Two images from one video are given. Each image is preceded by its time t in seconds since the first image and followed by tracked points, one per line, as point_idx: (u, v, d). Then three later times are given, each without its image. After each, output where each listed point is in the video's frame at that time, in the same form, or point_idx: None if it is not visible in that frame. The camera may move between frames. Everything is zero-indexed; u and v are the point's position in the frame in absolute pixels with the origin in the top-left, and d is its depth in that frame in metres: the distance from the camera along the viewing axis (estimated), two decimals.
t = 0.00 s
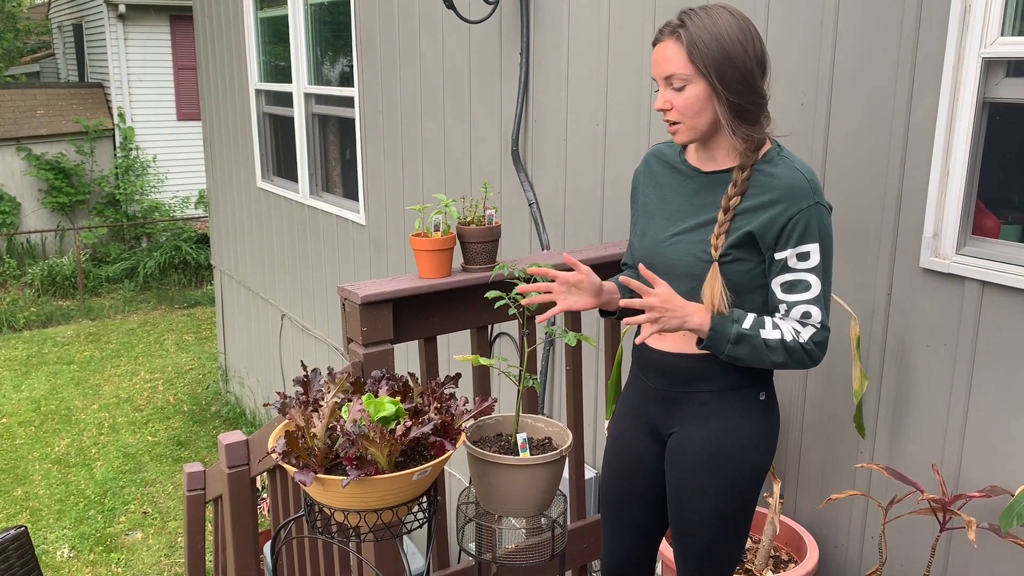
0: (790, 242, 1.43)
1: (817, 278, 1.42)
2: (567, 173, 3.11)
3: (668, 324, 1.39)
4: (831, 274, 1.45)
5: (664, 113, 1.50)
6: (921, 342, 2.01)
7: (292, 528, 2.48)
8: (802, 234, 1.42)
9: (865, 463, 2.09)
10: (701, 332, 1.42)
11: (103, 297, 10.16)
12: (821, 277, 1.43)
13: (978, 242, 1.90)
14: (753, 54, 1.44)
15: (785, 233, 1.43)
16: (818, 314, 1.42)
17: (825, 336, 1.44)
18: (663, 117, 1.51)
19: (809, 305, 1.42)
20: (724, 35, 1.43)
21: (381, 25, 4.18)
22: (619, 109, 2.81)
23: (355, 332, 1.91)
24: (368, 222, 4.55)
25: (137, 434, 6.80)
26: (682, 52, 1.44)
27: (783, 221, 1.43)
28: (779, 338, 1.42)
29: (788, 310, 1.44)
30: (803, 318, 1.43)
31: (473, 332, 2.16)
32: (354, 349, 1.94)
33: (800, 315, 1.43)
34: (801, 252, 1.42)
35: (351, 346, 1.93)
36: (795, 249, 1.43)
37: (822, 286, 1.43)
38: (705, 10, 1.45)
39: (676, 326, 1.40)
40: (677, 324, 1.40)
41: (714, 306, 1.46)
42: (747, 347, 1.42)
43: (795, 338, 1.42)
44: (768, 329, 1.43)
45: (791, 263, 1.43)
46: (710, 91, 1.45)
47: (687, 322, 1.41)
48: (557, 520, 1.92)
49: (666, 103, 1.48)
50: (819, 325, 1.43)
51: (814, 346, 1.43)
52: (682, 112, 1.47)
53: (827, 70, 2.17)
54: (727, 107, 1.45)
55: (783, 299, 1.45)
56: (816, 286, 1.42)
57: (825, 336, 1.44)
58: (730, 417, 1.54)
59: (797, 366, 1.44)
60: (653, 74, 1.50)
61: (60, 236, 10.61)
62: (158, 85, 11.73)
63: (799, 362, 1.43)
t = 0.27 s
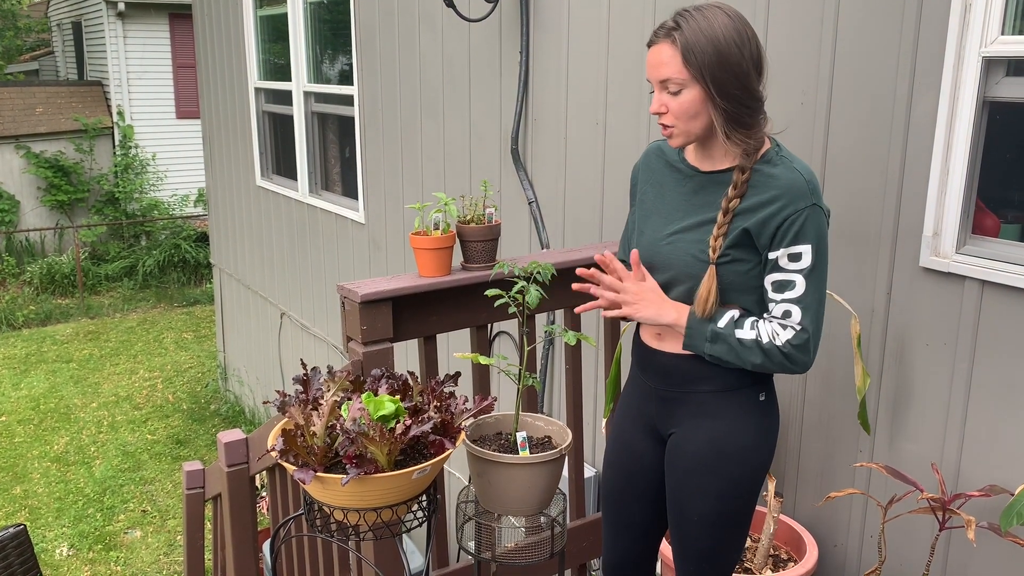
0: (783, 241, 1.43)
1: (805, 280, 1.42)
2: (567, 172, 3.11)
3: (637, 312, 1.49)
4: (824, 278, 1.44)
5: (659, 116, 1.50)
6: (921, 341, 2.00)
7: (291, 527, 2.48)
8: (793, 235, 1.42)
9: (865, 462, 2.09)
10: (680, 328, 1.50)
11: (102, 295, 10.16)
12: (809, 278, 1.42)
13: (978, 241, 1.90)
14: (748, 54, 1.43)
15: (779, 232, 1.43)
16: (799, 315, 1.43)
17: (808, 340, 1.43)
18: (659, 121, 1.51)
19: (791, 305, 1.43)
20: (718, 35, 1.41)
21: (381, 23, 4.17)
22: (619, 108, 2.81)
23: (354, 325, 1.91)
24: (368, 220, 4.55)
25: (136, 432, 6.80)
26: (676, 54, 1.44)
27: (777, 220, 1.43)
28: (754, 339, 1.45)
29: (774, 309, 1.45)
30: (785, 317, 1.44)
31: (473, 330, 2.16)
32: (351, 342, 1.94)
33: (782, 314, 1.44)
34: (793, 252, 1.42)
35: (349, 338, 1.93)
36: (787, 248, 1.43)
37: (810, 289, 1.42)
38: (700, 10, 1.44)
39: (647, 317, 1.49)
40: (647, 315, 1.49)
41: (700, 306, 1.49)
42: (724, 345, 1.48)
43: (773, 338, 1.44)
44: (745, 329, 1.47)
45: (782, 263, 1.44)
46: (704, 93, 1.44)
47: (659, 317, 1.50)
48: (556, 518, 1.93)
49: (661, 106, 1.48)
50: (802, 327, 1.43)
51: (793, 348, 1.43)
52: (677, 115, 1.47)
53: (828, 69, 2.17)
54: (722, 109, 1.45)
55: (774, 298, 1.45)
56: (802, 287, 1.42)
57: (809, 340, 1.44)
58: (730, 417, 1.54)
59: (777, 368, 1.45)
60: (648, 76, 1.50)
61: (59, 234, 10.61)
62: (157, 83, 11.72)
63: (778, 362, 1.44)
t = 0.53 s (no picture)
0: (786, 241, 1.43)
1: (811, 278, 1.42)
2: (566, 170, 3.11)
3: (642, 327, 1.51)
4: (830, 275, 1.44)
5: (657, 119, 1.50)
6: (920, 341, 2.00)
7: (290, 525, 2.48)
8: (797, 234, 1.42)
9: (864, 461, 2.09)
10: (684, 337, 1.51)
11: (101, 293, 10.15)
12: (815, 277, 1.42)
13: (978, 240, 1.90)
14: (745, 55, 1.43)
15: (782, 231, 1.43)
16: (807, 314, 1.43)
17: (817, 339, 1.44)
18: (657, 124, 1.51)
19: (800, 304, 1.43)
20: (714, 37, 1.41)
21: (381, 21, 4.17)
22: (619, 106, 2.80)
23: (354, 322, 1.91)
24: (367, 218, 4.54)
25: (135, 430, 6.80)
26: (672, 58, 1.43)
27: (780, 220, 1.43)
28: (762, 343, 1.45)
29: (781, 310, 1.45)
30: (793, 317, 1.44)
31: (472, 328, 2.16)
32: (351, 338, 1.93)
33: (789, 314, 1.44)
34: (797, 251, 1.42)
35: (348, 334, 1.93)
36: (791, 248, 1.43)
37: (817, 287, 1.42)
38: (695, 12, 1.44)
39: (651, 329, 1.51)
40: (650, 328, 1.51)
41: (707, 310, 1.49)
42: (733, 349, 1.47)
43: (780, 341, 1.44)
44: (752, 331, 1.47)
45: (787, 262, 1.44)
46: (701, 96, 1.44)
47: (662, 329, 1.51)
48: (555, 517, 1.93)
49: (658, 109, 1.48)
50: (810, 326, 1.43)
51: (803, 349, 1.43)
52: (675, 118, 1.46)
53: (828, 68, 2.17)
54: (721, 110, 1.45)
55: (780, 298, 1.46)
56: (809, 286, 1.42)
57: (817, 339, 1.44)
58: (732, 418, 1.54)
59: (787, 369, 1.46)
60: (645, 79, 1.50)
61: (58, 232, 10.60)
62: (156, 81, 11.70)
63: (789, 363, 1.44)
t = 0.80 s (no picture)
0: (794, 233, 1.43)
1: (821, 270, 1.42)
2: (567, 168, 3.10)
3: (655, 353, 1.43)
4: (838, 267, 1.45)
5: (653, 122, 1.50)
6: (920, 339, 2.00)
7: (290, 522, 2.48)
8: (805, 226, 1.42)
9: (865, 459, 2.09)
10: (694, 350, 1.46)
11: (101, 290, 10.16)
12: (824, 269, 1.42)
13: (978, 238, 1.90)
14: (737, 53, 1.43)
15: (790, 224, 1.43)
16: (818, 306, 1.43)
17: (827, 331, 1.44)
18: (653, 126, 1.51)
19: (810, 297, 1.43)
20: (705, 38, 1.40)
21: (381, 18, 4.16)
22: (619, 103, 2.80)
23: (354, 319, 1.91)
24: (367, 216, 4.54)
25: (135, 428, 6.80)
26: (665, 61, 1.43)
27: (787, 213, 1.43)
28: (772, 343, 1.44)
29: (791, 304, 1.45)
30: (804, 310, 1.44)
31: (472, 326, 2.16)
32: (351, 335, 1.93)
33: (800, 308, 1.44)
34: (805, 244, 1.42)
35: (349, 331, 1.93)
36: (799, 241, 1.43)
37: (826, 279, 1.43)
38: (684, 13, 1.43)
39: (664, 351, 1.43)
40: (662, 350, 1.43)
41: (714, 309, 1.51)
42: (741, 359, 1.46)
43: (790, 340, 1.44)
44: (759, 336, 1.46)
45: (795, 255, 1.44)
46: (697, 98, 1.44)
47: (671, 350, 1.44)
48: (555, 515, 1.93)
49: (653, 112, 1.48)
50: (821, 318, 1.43)
51: (814, 344, 1.43)
52: (672, 121, 1.46)
53: (829, 67, 2.16)
54: (717, 111, 1.44)
55: (788, 292, 1.45)
56: (819, 278, 1.42)
57: (827, 332, 1.44)
58: (735, 417, 1.54)
59: (799, 366, 1.45)
60: (639, 83, 1.49)
61: (58, 229, 10.60)
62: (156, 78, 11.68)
63: (803, 357, 1.44)
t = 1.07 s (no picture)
0: (793, 236, 1.42)
1: (822, 272, 1.41)
2: (568, 165, 3.10)
3: (660, 361, 1.41)
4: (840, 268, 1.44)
5: (646, 125, 1.49)
6: (923, 338, 2.00)
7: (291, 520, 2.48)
8: (804, 229, 1.41)
9: (866, 457, 2.09)
10: (699, 358, 1.44)
11: (103, 287, 10.17)
12: (826, 270, 1.41)
13: (980, 236, 1.90)
14: (727, 53, 1.43)
15: (789, 227, 1.43)
16: (822, 308, 1.41)
17: (832, 333, 1.43)
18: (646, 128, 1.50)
19: (813, 299, 1.42)
20: (695, 38, 1.40)
21: (383, 16, 4.16)
22: (620, 101, 2.80)
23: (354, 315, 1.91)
24: (369, 213, 4.54)
25: (137, 424, 6.81)
26: (655, 64, 1.42)
27: (785, 216, 1.43)
28: (778, 348, 1.43)
29: (794, 307, 1.44)
30: (807, 313, 1.42)
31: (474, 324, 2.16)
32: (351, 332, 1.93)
33: (804, 310, 1.43)
34: (805, 246, 1.42)
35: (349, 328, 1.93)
36: (798, 243, 1.42)
37: (829, 280, 1.42)
38: (672, 14, 1.43)
39: (668, 359, 1.41)
40: (667, 357, 1.41)
41: (715, 315, 1.50)
42: (751, 361, 1.44)
43: (797, 341, 1.42)
44: (766, 340, 1.44)
45: (795, 258, 1.43)
46: (689, 100, 1.43)
47: (676, 357, 1.43)
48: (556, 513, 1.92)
49: (646, 115, 1.47)
50: (824, 320, 1.42)
51: (819, 346, 1.42)
52: (664, 123, 1.46)
53: (831, 65, 2.16)
54: (709, 112, 1.44)
55: (790, 294, 1.45)
56: (821, 280, 1.41)
57: (832, 333, 1.43)
58: (735, 416, 1.54)
59: (806, 369, 1.44)
60: (629, 86, 1.49)
61: (60, 226, 10.61)
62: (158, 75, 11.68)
63: (807, 359, 1.42)
